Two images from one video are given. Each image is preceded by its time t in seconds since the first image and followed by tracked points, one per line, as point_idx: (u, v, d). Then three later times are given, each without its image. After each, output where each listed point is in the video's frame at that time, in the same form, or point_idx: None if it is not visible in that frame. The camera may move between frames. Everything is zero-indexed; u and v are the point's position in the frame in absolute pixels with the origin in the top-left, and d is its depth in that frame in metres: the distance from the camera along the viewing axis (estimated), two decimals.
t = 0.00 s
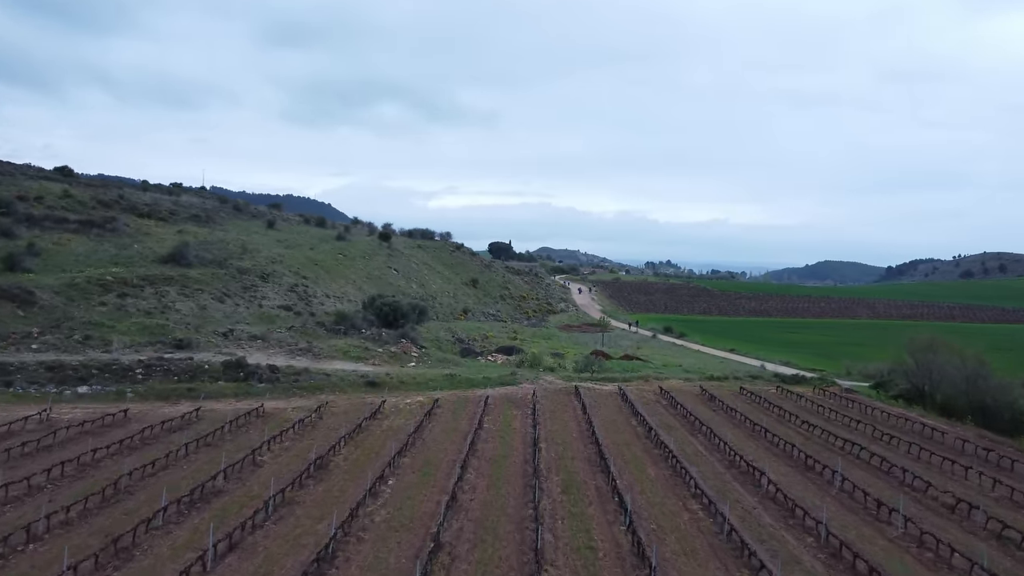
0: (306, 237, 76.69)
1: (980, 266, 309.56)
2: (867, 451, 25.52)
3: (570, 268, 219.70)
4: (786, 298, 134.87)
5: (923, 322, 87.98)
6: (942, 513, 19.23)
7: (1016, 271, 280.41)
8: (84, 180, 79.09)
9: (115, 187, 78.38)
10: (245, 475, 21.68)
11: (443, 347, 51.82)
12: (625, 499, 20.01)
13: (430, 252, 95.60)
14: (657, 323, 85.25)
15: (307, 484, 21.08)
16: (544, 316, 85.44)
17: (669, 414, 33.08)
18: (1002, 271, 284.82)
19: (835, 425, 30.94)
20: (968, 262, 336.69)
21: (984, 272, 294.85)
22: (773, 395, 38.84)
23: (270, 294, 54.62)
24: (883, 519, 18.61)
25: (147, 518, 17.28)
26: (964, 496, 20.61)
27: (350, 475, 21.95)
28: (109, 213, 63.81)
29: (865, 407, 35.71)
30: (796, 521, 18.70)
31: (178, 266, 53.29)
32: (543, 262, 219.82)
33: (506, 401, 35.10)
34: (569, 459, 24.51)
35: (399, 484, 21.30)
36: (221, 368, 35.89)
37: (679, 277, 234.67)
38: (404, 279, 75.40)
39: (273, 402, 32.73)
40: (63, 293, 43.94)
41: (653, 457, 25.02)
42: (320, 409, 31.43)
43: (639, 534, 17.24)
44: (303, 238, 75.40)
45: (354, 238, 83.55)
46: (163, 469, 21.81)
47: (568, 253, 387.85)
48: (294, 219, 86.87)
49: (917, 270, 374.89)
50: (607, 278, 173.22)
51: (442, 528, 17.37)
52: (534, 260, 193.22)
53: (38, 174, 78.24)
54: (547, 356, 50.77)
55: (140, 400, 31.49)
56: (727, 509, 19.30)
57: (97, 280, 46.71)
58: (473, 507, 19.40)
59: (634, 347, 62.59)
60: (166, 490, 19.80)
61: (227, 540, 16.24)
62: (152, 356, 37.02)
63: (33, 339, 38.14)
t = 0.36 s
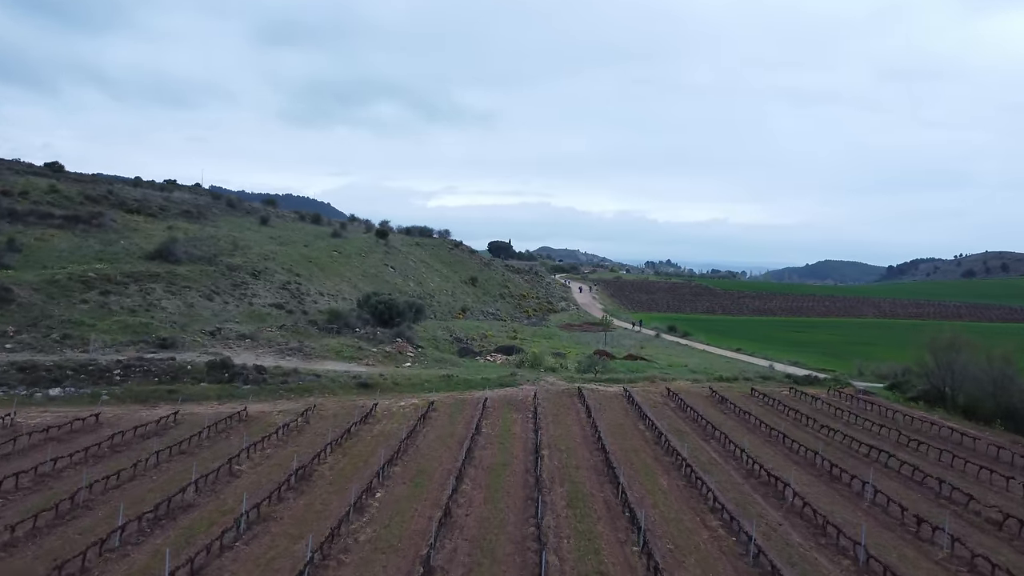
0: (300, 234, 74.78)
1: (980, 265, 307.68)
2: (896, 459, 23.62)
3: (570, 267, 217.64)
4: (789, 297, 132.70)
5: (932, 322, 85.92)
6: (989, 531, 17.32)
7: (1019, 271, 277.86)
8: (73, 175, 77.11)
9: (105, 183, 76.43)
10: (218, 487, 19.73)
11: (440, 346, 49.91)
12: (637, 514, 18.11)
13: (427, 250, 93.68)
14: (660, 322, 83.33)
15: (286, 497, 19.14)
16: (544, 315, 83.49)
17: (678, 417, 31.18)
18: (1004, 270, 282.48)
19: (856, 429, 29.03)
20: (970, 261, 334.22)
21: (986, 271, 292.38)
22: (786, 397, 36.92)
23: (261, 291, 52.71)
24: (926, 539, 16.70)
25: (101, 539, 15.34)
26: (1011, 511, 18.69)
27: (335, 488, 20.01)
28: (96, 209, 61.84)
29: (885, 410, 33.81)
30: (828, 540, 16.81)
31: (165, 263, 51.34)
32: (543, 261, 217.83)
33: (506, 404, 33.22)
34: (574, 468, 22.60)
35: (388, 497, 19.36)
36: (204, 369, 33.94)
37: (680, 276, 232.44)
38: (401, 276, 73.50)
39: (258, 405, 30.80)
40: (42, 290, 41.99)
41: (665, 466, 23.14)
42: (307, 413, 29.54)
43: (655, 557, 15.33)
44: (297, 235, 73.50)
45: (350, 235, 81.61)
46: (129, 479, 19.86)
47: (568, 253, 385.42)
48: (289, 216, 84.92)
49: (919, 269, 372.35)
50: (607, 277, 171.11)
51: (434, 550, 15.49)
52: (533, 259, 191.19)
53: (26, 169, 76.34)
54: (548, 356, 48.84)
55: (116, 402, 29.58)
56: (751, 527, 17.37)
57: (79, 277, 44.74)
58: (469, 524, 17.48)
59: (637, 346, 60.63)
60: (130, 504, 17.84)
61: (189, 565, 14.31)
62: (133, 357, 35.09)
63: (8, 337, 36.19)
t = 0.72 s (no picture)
0: (295, 231, 72.89)
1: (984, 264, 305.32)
2: (931, 471, 21.71)
3: (571, 267, 215.54)
4: (795, 297, 130.43)
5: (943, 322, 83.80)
6: None
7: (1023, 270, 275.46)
8: (62, 171, 75.20)
9: (95, 179, 74.54)
10: (187, 504, 17.77)
11: (437, 347, 47.97)
12: (652, 537, 16.19)
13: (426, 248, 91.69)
14: (664, 322, 81.32)
15: (262, 517, 17.16)
16: (545, 315, 81.51)
17: (689, 423, 29.25)
18: (1007, 269, 280.20)
19: (880, 436, 27.13)
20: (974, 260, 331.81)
21: (990, 271, 290.08)
22: (802, 401, 34.97)
23: (252, 290, 50.80)
24: (980, 567, 14.78)
25: (43, 569, 13.40)
26: None
27: (317, 505, 18.05)
28: (83, 205, 59.90)
29: (908, 414, 31.92)
30: (869, 568, 14.89)
31: (151, 261, 49.41)
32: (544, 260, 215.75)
33: (506, 409, 31.26)
34: (580, 481, 20.68)
35: (375, 517, 17.38)
36: (187, 371, 32.00)
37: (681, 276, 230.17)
38: (398, 275, 71.57)
39: (241, 410, 28.85)
40: (20, 288, 40.05)
41: (679, 479, 21.22)
42: (294, 419, 27.60)
43: None
44: (292, 233, 71.59)
45: (346, 233, 79.67)
46: (89, 496, 17.91)
47: (568, 252, 383.16)
48: (284, 213, 82.96)
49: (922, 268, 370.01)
50: (609, 276, 169.07)
51: None
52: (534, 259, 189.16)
53: (14, 164, 74.43)
54: (550, 357, 46.87)
55: (89, 408, 27.63)
56: (781, 552, 15.46)
57: (60, 274, 42.82)
58: (465, 549, 15.57)
59: (641, 347, 58.69)
60: (84, 526, 15.88)
61: None
62: (111, 358, 33.17)
63: None
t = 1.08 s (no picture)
0: (290, 228, 71.14)
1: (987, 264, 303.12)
2: (967, 484, 19.94)
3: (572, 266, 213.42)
4: (799, 296, 128.38)
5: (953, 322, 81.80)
6: None
7: None
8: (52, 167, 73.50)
9: (85, 175, 72.81)
10: (151, 524, 16.00)
11: (434, 348, 46.19)
12: (669, 563, 14.46)
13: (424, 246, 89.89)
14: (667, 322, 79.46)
15: (232, 539, 15.39)
16: (546, 315, 79.69)
17: (700, 430, 27.50)
18: (1010, 269, 278.09)
19: (905, 444, 25.36)
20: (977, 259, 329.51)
21: (992, 271, 287.96)
22: (817, 405, 33.21)
23: (242, 288, 49.05)
24: None
25: None
26: None
27: (295, 525, 16.30)
28: (70, 201, 58.17)
29: (931, 418, 30.13)
30: None
31: (138, 258, 47.68)
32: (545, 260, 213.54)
33: (506, 414, 29.49)
34: (586, 495, 18.93)
35: (359, 539, 15.61)
36: (168, 374, 30.25)
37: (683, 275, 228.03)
38: (395, 273, 69.82)
39: (224, 416, 27.10)
40: None
41: (694, 493, 19.46)
42: (279, 425, 25.84)
43: None
44: (286, 230, 69.83)
45: (342, 231, 77.91)
46: (43, 515, 16.15)
47: (569, 252, 380.58)
48: (279, 210, 81.23)
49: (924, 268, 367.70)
50: (611, 275, 167.07)
51: None
52: (535, 258, 187.18)
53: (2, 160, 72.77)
54: (552, 358, 45.10)
55: (60, 414, 25.89)
56: None
57: (41, 272, 41.09)
58: None
59: (645, 348, 56.95)
60: (32, 551, 14.15)
61: None
62: (89, 360, 31.44)
63: None
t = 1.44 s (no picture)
0: (283, 226, 69.23)
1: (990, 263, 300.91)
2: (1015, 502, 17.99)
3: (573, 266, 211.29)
4: (804, 296, 126.14)
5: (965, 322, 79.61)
6: None
7: None
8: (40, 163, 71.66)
9: (74, 171, 70.94)
10: (102, 552, 14.09)
11: (430, 349, 44.26)
12: None
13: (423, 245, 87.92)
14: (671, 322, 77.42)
15: (192, 570, 13.46)
16: (547, 315, 77.71)
17: (714, 438, 25.54)
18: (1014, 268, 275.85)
19: (937, 454, 23.39)
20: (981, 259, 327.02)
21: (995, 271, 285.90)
22: (836, 411, 31.26)
23: (231, 287, 47.14)
24: None
25: None
26: None
27: (265, 553, 14.37)
28: (55, 197, 56.27)
29: (959, 425, 28.22)
30: None
31: (122, 256, 45.76)
32: (546, 259, 211.41)
33: (505, 420, 27.56)
34: (594, 515, 17.00)
35: (337, 570, 13.69)
36: (145, 378, 28.33)
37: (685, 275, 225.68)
38: (392, 272, 67.89)
39: (202, 423, 25.19)
40: None
41: (713, 513, 17.53)
42: (260, 434, 23.93)
43: None
44: (280, 227, 67.91)
45: (338, 228, 75.97)
46: None
47: (570, 251, 378.18)
48: (274, 208, 79.34)
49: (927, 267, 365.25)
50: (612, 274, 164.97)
51: None
52: (536, 257, 185.06)
53: None
54: (553, 360, 43.17)
55: (24, 422, 23.99)
56: None
57: (18, 269, 39.20)
58: None
59: (649, 349, 55.03)
60: None
61: None
62: (61, 362, 29.52)
63: None
